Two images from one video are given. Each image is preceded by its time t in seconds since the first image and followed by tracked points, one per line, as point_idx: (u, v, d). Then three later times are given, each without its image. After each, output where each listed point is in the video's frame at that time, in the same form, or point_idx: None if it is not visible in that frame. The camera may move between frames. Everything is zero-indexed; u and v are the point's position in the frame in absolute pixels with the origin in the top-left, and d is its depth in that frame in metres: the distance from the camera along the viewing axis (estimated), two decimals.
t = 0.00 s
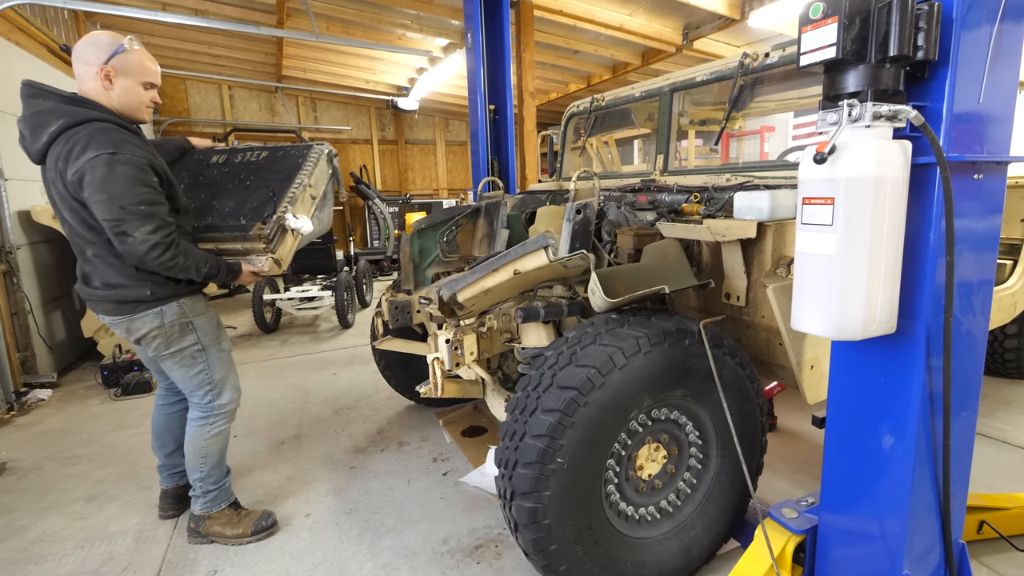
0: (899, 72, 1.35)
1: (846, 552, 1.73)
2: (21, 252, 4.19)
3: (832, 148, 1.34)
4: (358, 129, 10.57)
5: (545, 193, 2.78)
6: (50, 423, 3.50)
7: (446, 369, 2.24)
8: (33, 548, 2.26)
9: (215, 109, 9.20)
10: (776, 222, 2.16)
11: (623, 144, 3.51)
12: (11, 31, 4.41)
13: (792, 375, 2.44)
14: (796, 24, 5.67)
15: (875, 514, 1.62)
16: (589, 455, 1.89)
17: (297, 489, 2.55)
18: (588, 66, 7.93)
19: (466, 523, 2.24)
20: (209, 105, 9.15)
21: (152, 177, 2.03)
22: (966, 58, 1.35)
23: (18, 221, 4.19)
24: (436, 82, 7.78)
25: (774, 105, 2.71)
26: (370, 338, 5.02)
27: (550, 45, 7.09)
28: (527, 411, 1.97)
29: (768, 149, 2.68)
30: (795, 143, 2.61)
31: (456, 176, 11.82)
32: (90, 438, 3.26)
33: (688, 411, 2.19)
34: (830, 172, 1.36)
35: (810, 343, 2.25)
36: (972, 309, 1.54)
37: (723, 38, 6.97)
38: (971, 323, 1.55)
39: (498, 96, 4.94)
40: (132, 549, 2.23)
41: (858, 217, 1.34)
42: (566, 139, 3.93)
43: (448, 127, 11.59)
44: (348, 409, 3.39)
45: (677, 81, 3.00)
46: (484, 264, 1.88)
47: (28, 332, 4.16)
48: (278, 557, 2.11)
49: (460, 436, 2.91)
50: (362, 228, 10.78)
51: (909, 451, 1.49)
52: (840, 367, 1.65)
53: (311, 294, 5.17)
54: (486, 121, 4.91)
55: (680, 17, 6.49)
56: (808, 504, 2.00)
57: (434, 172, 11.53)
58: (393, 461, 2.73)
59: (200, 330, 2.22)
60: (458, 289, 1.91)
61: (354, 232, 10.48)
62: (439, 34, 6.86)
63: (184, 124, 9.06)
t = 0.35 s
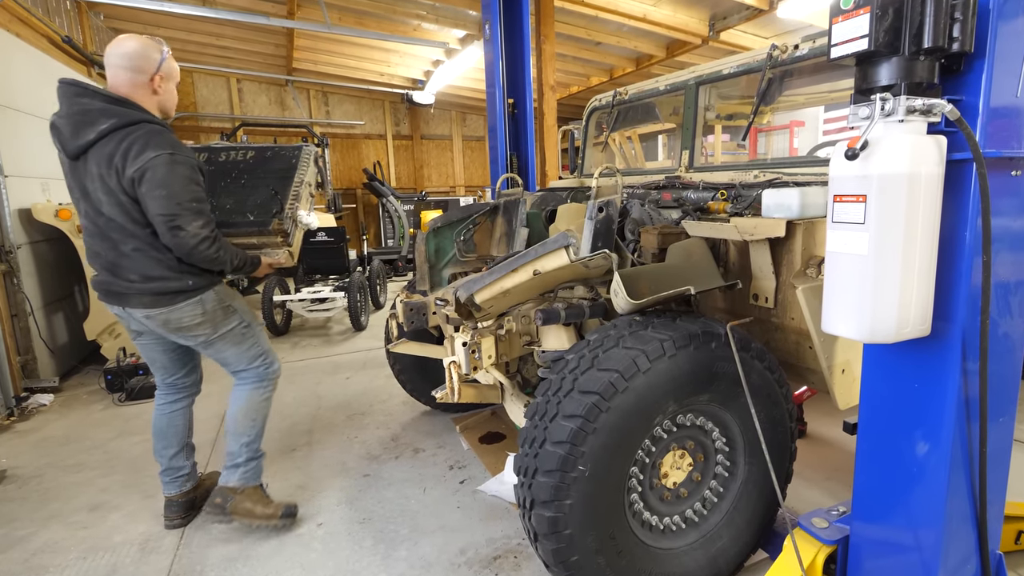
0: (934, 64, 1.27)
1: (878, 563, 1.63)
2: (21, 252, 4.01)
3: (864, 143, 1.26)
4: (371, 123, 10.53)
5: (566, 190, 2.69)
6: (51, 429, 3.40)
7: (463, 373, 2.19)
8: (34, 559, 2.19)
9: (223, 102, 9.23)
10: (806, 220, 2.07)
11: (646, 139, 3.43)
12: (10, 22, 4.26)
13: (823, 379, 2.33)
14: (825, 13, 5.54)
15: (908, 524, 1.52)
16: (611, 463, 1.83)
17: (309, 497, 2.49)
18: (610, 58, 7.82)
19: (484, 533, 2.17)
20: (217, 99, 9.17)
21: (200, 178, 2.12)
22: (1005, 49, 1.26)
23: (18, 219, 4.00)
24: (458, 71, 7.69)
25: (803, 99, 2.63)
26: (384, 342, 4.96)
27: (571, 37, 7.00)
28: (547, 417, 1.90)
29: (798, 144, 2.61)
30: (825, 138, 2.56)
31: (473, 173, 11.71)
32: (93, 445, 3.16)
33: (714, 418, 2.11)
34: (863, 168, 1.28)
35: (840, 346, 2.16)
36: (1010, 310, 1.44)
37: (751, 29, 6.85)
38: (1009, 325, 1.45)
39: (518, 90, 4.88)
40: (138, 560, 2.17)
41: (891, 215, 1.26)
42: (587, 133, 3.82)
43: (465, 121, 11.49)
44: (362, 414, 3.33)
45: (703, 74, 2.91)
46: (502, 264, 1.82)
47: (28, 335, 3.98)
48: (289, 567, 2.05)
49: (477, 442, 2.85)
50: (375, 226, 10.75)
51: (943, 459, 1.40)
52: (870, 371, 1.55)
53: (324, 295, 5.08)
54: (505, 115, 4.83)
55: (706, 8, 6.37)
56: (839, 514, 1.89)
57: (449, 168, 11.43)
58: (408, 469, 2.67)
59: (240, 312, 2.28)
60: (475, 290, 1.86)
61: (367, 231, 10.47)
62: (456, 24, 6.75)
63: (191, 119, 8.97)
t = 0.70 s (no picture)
0: (969, 57, 1.20)
1: None
2: (22, 251, 3.96)
3: (896, 139, 1.20)
4: (384, 118, 10.45)
5: (587, 188, 2.63)
6: (53, 435, 3.33)
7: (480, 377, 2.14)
8: (34, 570, 2.14)
9: (232, 93, 9.37)
10: (837, 217, 1.99)
11: (670, 135, 3.33)
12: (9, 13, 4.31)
13: (853, 383, 2.24)
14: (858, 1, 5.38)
15: (942, 534, 1.43)
16: (634, 471, 1.76)
17: (319, 506, 2.43)
18: (633, 50, 7.69)
19: (502, 543, 2.11)
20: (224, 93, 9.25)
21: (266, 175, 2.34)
22: None
23: (18, 217, 3.93)
24: (472, 64, 7.56)
25: (834, 92, 2.55)
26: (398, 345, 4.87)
27: (593, 28, 6.89)
28: (567, 423, 1.84)
29: (828, 140, 2.53)
30: (856, 134, 2.47)
31: (490, 169, 11.51)
32: (96, 452, 3.09)
33: (741, 423, 2.03)
34: (895, 165, 1.21)
35: (872, 349, 2.05)
36: None
37: (779, 20, 6.70)
38: None
39: (537, 83, 4.81)
40: (141, 571, 2.11)
41: (924, 212, 1.19)
42: (609, 129, 3.72)
43: (482, 116, 11.31)
44: (376, 420, 3.26)
45: (729, 67, 2.82)
46: (521, 264, 1.76)
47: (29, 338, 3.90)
48: None
49: (495, 449, 2.79)
50: (389, 225, 10.66)
51: (980, 466, 1.32)
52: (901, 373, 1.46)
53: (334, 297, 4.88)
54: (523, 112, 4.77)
55: None
56: (870, 523, 1.78)
57: (466, 164, 11.21)
58: (422, 477, 2.60)
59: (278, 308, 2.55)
60: (493, 291, 1.80)
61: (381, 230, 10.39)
62: (472, 15, 6.61)
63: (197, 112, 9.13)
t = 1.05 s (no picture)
0: (1003, 50, 1.15)
1: None
2: (22, 251, 3.80)
3: (930, 134, 1.13)
4: (398, 113, 10.28)
5: (608, 184, 2.56)
6: (54, 442, 3.17)
7: (497, 381, 2.07)
8: None
9: (239, 85, 9.35)
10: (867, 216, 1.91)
11: (695, 130, 3.23)
12: (9, 6, 4.18)
13: (884, 388, 2.15)
14: None
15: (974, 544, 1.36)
16: (656, 479, 1.70)
17: (331, 514, 2.36)
18: (655, 42, 7.56)
19: (521, 553, 2.05)
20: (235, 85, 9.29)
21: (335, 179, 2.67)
22: None
23: (19, 215, 3.80)
24: (491, 55, 7.44)
25: (864, 87, 2.45)
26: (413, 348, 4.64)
27: (613, 20, 6.79)
28: (587, 428, 1.78)
29: (857, 135, 2.44)
30: (887, 129, 2.40)
31: (508, 165, 11.33)
32: (100, 458, 2.95)
33: (768, 429, 1.96)
34: (927, 161, 1.15)
35: (903, 352, 1.97)
36: None
37: (806, 12, 6.59)
38: None
39: (555, 77, 4.76)
40: None
41: (958, 211, 1.13)
42: (631, 124, 3.60)
43: (499, 111, 11.11)
44: (389, 426, 3.17)
45: (755, 60, 2.74)
46: (539, 264, 1.71)
47: (30, 340, 3.73)
48: None
49: (512, 455, 2.71)
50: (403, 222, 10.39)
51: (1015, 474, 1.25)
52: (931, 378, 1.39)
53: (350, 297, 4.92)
54: (541, 104, 4.72)
55: None
56: (903, 532, 1.67)
57: (482, 160, 11.08)
58: (436, 485, 2.53)
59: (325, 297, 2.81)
60: (510, 292, 1.75)
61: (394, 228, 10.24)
62: (488, 7, 6.37)
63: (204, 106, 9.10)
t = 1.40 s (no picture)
0: None
1: None
2: (22, 250, 3.69)
3: (961, 129, 1.12)
4: (411, 108, 9.70)
5: (629, 181, 2.54)
6: (56, 448, 3.12)
7: (514, 385, 2.02)
8: None
9: (246, 79, 8.71)
10: (896, 214, 1.83)
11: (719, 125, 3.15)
12: None
13: (915, 393, 2.06)
14: None
15: (1009, 553, 1.31)
16: (679, 486, 1.65)
17: (342, 523, 2.29)
18: (678, 34, 7.39)
19: (538, 562, 1.98)
20: (240, 80, 8.68)
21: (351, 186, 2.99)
22: None
23: (19, 214, 3.67)
24: (507, 49, 7.17)
25: (894, 80, 2.37)
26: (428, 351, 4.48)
27: (635, 11, 6.64)
28: (607, 434, 1.73)
29: (887, 131, 2.37)
30: (918, 124, 2.31)
31: (525, 163, 10.76)
32: (103, 465, 2.89)
33: (794, 434, 1.89)
34: (959, 158, 1.13)
35: (934, 355, 1.89)
36: None
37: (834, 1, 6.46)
38: None
39: (575, 71, 4.70)
40: None
41: (992, 208, 1.11)
42: (653, 119, 3.53)
43: (516, 105, 10.56)
44: (402, 431, 3.09)
45: (781, 52, 2.66)
46: (557, 265, 1.66)
47: (31, 344, 3.62)
48: None
49: (530, 462, 2.63)
50: (415, 221, 9.95)
51: None
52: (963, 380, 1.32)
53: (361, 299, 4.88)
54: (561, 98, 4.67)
55: None
56: (934, 542, 1.60)
57: (499, 157, 10.49)
58: (451, 492, 2.45)
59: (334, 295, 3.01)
60: (527, 293, 1.71)
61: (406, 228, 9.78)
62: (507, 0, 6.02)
63: (210, 103, 8.56)
